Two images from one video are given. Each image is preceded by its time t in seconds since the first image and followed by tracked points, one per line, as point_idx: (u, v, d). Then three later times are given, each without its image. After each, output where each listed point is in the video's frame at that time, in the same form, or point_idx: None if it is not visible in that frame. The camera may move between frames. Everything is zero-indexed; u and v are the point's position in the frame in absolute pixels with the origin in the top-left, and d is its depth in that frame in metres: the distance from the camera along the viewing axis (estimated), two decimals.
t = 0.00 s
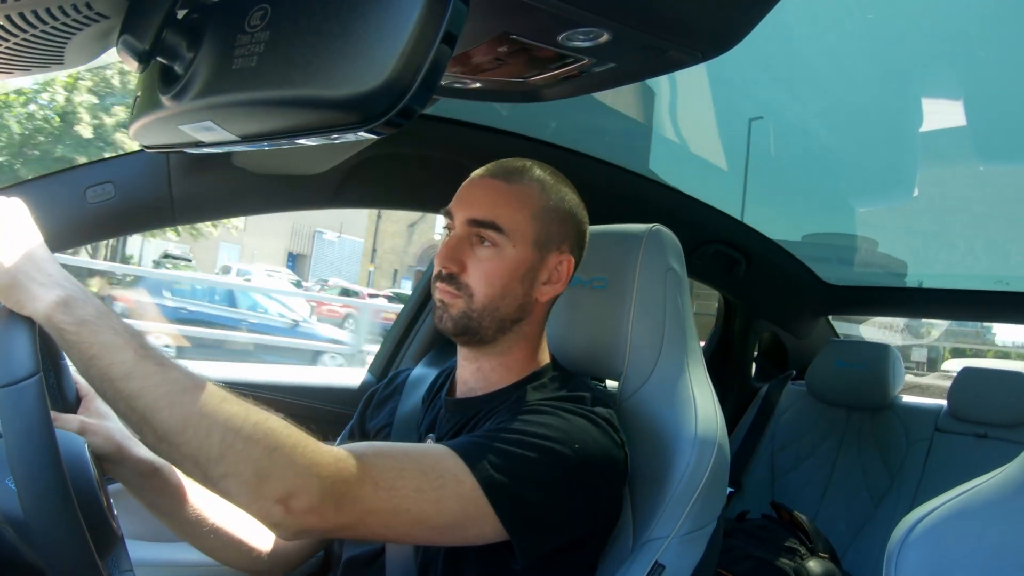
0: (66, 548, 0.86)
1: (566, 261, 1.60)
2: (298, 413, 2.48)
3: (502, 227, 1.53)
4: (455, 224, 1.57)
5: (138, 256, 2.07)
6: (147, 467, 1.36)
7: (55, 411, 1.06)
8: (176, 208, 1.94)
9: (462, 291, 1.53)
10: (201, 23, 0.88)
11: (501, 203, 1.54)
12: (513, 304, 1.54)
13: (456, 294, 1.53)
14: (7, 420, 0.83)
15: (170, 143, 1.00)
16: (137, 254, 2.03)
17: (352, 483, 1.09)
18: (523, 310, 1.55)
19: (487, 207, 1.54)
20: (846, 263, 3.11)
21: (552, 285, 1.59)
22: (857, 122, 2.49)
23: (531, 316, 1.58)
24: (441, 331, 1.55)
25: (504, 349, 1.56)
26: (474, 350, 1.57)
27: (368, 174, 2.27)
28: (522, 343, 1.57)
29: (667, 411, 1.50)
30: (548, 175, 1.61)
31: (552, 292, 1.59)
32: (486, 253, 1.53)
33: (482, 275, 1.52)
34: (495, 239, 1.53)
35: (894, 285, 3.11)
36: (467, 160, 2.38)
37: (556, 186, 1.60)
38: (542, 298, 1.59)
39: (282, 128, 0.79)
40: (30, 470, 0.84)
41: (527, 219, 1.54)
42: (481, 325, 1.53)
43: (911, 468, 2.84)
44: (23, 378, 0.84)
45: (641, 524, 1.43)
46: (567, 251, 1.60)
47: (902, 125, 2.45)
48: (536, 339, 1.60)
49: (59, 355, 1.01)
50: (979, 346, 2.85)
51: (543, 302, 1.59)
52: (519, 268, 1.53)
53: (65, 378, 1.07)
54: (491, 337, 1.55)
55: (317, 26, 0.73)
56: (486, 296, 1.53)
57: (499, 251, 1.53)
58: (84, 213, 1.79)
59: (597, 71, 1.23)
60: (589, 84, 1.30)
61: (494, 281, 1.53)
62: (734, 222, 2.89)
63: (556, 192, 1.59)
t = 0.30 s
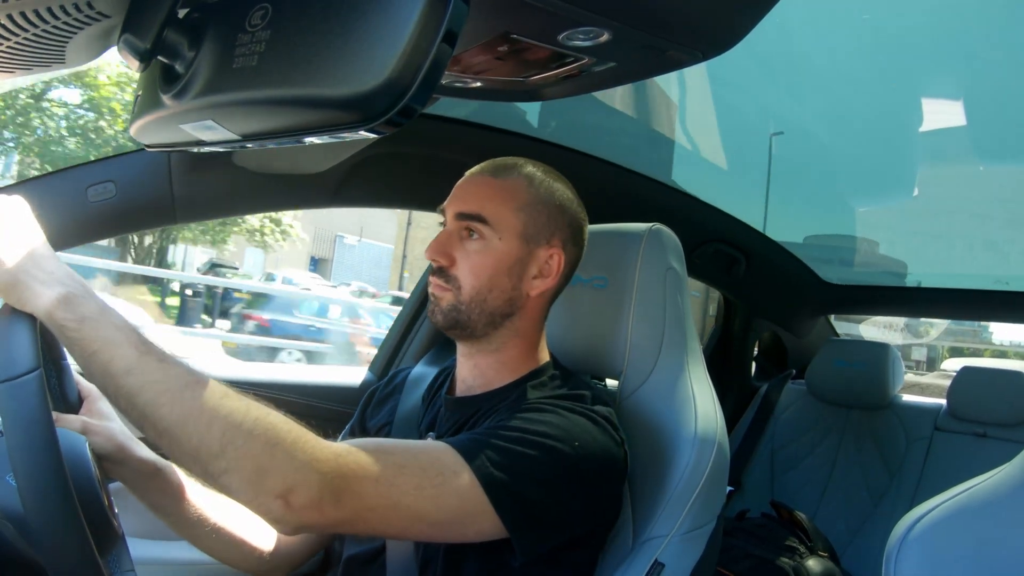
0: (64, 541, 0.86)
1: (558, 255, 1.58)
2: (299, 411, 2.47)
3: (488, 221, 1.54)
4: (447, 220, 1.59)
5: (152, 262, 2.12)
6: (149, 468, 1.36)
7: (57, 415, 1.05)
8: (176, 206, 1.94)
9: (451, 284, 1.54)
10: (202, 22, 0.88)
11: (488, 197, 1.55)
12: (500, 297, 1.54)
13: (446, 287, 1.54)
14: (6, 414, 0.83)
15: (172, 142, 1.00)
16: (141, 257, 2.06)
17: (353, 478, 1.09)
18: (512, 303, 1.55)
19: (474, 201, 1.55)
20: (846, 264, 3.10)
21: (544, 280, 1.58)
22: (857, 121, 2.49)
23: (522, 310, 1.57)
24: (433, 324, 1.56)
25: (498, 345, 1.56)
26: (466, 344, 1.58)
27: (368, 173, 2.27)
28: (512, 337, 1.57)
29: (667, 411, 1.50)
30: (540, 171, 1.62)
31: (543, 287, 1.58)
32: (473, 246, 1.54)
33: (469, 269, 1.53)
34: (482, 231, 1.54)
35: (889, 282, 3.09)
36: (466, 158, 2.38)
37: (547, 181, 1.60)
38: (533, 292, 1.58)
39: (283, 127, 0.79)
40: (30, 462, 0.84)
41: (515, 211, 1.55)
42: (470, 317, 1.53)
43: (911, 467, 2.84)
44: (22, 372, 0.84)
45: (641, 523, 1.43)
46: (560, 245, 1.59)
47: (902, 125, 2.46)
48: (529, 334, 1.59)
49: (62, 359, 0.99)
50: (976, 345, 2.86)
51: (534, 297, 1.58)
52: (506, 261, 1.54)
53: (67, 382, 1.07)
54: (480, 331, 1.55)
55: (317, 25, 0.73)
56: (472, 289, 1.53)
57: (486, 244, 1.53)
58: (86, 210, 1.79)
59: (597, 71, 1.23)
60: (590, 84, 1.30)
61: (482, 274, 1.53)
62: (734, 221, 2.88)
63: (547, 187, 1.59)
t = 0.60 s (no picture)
0: (63, 535, 0.85)
1: (548, 252, 1.58)
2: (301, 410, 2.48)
3: (477, 220, 1.53)
4: (437, 222, 1.59)
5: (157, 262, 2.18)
6: (156, 480, 1.37)
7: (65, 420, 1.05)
8: (179, 208, 1.94)
9: (442, 285, 1.53)
10: (203, 22, 0.88)
11: (476, 197, 1.55)
12: (492, 296, 1.53)
13: (438, 288, 1.53)
14: (7, 392, 0.84)
15: (175, 142, 1.00)
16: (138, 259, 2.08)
17: (344, 465, 1.10)
18: (504, 302, 1.54)
19: (463, 202, 1.55)
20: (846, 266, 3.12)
21: (535, 277, 1.58)
22: (857, 121, 2.49)
23: (514, 308, 1.57)
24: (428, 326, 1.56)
25: (493, 344, 1.56)
26: (461, 344, 1.57)
27: (370, 173, 2.27)
28: (506, 335, 1.56)
29: (667, 410, 1.51)
30: (528, 168, 1.61)
31: (535, 284, 1.58)
32: (462, 246, 1.53)
33: (459, 269, 1.52)
34: (471, 231, 1.53)
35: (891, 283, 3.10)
36: (465, 157, 2.37)
37: (536, 179, 1.60)
38: (525, 290, 1.57)
39: (285, 127, 0.79)
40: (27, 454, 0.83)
41: (503, 210, 1.54)
42: (463, 317, 1.53)
43: (910, 467, 2.85)
44: (23, 348, 0.85)
45: (641, 522, 1.44)
46: (549, 242, 1.58)
47: (902, 125, 2.45)
48: (523, 332, 1.59)
49: (68, 370, 1.01)
50: (972, 344, 2.89)
51: (526, 294, 1.57)
52: (496, 260, 1.53)
53: (75, 396, 1.07)
54: (474, 330, 1.54)
55: (318, 26, 0.73)
56: (463, 288, 1.52)
57: (476, 244, 1.53)
58: (87, 208, 1.80)
59: (598, 71, 1.23)
60: (591, 83, 1.30)
61: (472, 273, 1.52)
62: (734, 221, 2.88)
63: (534, 184, 1.59)
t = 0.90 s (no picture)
0: (64, 539, 0.85)
1: (544, 254, 1.57)
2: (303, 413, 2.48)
3: (471, 225, 1.53)
4: (433, 228, 1.59)
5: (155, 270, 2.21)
6: (155, 478, 1.38)
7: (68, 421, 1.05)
8: (181, 210, 1.94)
9: (440, 290, 1.54)
10: (205, 24, 0.88)
11: (470, 202, 1.55)
12: (488, 299, 1.53)
13: (435, 294, 1.54)
14: (9, 399, 0.84)
15: (177, 145, 1.00)
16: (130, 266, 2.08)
17: (353, 468, 1.10)
18: (501, 305, 1.54)
19: (457, 207, 1.55)
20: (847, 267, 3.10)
21: (532, 279, 1.57)
22: (859, 123, 2.49)
23: (512, 310, 1.56)
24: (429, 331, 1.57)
25: (493, 348, 1.56)
26: (460, 348, 1.57)
27: (370, 175, 2.27)
28: (505, 339, 1.56)
29: (669, 413, 1.51)
30: (522, 170, 1.61)
31: (532, 286, 1.57)
32: (457, 251, 1.53)
33: (455, 274, 1.52)
34: (466, 236, 1.53)
35: (887, 284, 3.10)
36: (466, 159, 2.38)
37: (530, 181, 1.59)
38: (522, 293, 1.57)
39: (287, 129, 0.79)
40: (30, 459, 0.83)
41: (496, 214, 1.54)
42: (461, 322, 1.53)
43: (912, 469, 2.85)
44: (26, 356, 0.85)
45: (642, 524, 1.44)
46: (545, 243, 1.58)
47: (903, 127, 2.46)
48: (521, 335, 1.58)
49: (69, 369, 1.01)
50: (968, 343, 2.89)
51: (524, 297, 1.57)
52: (491, 263, 1.53)
53: (75, 393, 1.07)
54: (473, 334, 1.55)
55: (319, 28, 0.73)
56: (460, 293, 1.52)
57: (470, 249, 1.53)
58: (89, 211, 1.80)
59: (599, 73, 1.23)
60: (592, 86, 1.30)
61: (468, 277, 1.52)
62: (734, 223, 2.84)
63: (528, 186, 1.58)
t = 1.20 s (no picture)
0: (66, 542, 0.86)
1: (545, 249, 1.57)
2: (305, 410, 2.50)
3: (472, 221, 1.54)
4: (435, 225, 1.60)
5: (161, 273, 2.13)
6: (150, 468, 1.37)
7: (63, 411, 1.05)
8: (183, 210, 1.95)
9: (441, 287, 1.54)
10: (206, 23, 0.88)
11: (471, 198, 1.56)
12: (489, 295, 1.54)
13: (437, 290, 1.55)
14: (13, 413, 0.84)
15: (176, 143, 1.01)
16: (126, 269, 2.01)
17: (360, 470, 1.10)
18: (502, 301, 1.55)
19: (458, 204, 1.56)
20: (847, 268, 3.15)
21: (533, 275, 1.58)
22: (860, 122, 2.48)
23: (514, 306, 1.57)
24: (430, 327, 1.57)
25: (495, 345, 1.56)
26: (463, 345, 1.58)
27: (371, 173, 2.27)
28: (508, 335, 1.57)
29: (670, 410, 1.51)
30: (523, 167, 1.61)
31: (534, 282, 1.57)
32: (459, 247, 1.54)
33: (457, 270, 1.53)
34: (466, 232, 1.54)
35: (892, 279, 3.13)
36: (466, 157, 2.38)
37: (531, 177, 1.60)
38: (524, 289, 1.57)
39: (289, 128, 0.79)
40: (33, 460, 0.84)
41: (497, 210, 1.55)
42: (462, 318, 1.53)
43: (911, 466, 2.86)
44: (29, 372, 0.85)
45: (643, 522, 1.44)
46: (546, 239, 1.58)
47: (904, 126, 2.46)
48: (524, 331, 1.58)
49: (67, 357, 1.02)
50: (964, 343, 2.91)
51: (526, 293, 1.57)
52: (493, 259, 1.54)
53: (72, 379, 1.07)
54: (475, 331, 1.55)
55: (321, 26, 0.74)
56: (462, 289, 1.53)
57: (472, 245, 1.54)
58: (90, 210, 1.80)
59: (599, 71, 1.24)
60: (593, 83, 1.30)
61: (469, 273, 1.53)
62: (740, 224, 2.89)
63: (528, 182, 1.59)
